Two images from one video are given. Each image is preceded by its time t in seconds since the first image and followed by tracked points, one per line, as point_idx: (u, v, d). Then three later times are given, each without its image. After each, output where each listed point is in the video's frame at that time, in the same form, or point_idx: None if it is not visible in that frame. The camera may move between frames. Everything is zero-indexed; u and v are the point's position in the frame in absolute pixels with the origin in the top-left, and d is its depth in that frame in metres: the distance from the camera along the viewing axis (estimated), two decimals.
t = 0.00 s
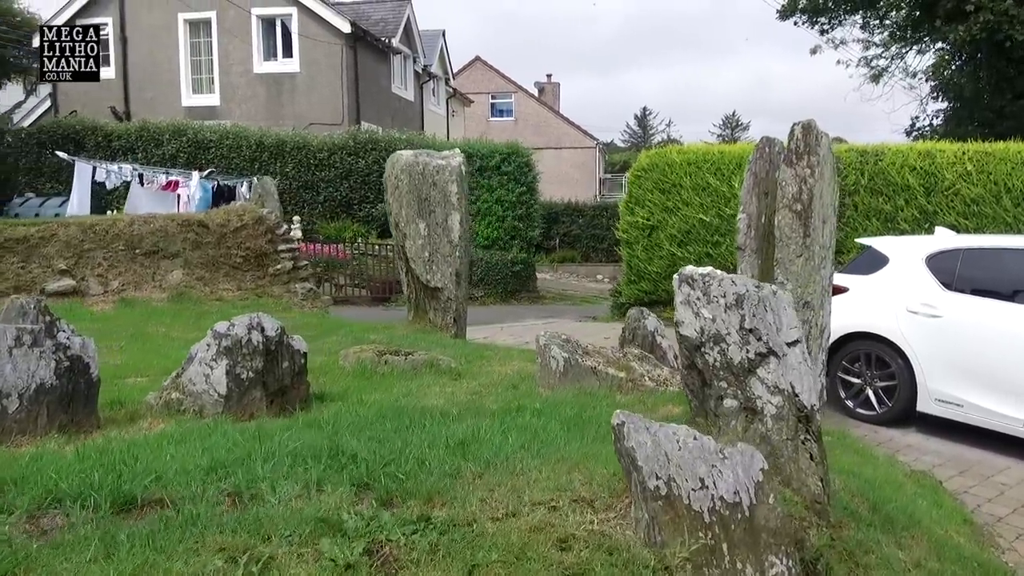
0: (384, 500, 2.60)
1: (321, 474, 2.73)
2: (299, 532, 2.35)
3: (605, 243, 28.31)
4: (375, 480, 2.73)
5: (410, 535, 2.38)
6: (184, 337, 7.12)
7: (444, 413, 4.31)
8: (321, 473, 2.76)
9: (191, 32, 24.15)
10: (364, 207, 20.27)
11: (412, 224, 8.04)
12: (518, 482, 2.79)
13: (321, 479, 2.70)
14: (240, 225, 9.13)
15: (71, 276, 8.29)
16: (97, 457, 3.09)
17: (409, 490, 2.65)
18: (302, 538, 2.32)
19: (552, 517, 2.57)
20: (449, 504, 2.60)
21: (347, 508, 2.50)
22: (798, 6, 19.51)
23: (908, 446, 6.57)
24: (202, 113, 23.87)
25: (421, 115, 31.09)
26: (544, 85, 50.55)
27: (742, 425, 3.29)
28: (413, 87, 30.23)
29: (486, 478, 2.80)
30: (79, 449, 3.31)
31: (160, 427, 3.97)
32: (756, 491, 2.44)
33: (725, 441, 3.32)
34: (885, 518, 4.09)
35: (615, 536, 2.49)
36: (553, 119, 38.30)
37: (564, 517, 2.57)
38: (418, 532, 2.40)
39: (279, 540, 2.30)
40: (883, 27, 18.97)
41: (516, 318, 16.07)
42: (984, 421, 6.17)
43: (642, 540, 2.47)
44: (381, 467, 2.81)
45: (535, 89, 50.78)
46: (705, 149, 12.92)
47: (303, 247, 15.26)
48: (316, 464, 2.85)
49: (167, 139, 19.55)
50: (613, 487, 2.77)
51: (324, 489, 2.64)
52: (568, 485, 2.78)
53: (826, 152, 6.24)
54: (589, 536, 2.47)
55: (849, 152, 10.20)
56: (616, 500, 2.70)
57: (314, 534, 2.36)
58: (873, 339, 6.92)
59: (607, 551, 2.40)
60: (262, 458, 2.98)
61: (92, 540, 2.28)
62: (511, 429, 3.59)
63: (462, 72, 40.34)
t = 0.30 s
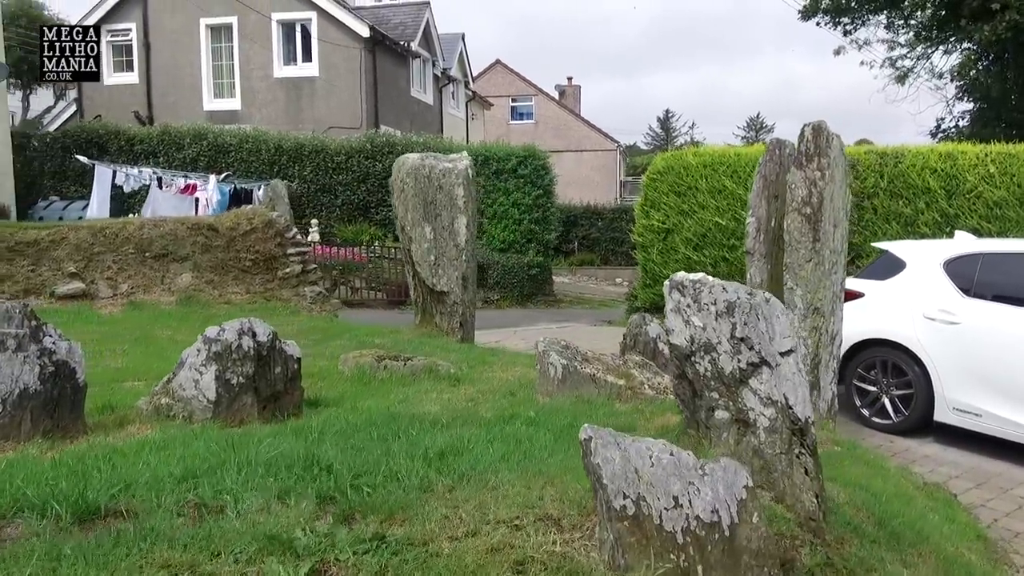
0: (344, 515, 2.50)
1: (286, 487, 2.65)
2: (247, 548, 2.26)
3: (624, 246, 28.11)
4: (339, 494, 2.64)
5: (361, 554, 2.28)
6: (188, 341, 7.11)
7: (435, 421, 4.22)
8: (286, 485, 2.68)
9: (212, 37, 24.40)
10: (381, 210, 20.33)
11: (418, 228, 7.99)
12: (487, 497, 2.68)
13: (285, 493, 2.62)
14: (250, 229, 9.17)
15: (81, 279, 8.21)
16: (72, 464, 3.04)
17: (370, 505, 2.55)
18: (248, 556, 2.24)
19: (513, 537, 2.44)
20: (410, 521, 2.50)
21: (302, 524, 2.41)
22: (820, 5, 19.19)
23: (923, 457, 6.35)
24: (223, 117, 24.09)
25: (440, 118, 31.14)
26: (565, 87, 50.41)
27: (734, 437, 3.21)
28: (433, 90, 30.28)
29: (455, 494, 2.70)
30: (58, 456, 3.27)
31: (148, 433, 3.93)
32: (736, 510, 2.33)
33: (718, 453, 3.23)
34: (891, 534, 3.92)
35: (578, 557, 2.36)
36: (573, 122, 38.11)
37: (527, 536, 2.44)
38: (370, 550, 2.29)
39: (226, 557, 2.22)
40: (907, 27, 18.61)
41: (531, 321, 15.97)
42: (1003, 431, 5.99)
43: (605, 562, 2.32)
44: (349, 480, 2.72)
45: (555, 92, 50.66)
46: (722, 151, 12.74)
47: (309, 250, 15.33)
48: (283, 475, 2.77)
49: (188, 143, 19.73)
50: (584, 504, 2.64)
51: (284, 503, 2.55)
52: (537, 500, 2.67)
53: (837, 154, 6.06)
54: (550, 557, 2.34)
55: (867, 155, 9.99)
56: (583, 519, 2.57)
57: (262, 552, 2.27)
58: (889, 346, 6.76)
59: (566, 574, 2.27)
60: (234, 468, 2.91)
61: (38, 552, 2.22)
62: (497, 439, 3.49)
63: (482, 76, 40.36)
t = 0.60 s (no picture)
0: (305, 526, 2.43)
1: (251, 495, 2.58)
2: (197, 560, 2.21)
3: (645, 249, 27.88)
4: (303, 504, 2.56)
5: (311, 568, 2.20)
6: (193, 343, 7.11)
7: (427, 427, 4.13)
8: (253, 492, 2.61)
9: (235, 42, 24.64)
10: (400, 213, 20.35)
11: (425, 230, 7.94)
12: (456, 510, 2.59)
13: (251, 502, 2.56)
14: (261, 231, 9.20)
15: (92, 281, 8.25)
16: (49, 468, 3.02)
17: (333, 516, 2.48)
18: (196, 568, 2.18)
19: (473, 553, 2.33)
20: (369, 533, 2.41)
21: (258, 535, 2.34)
22: (844, 5, 18.65)
23: (940, 467, 6.13)
24: (245, 121, 24.31)
25: (461, 121, 31.15)
26: (587, 90, 50.22)
27: (727, 447, 3.09)
28: (453, 93, 30.31)
29: (424, 505, 2.61)
30: (39, 459, 3.24)
31: (138, 436, 3.90)
32: (717, 526, 2.25)
33: (710, 464, 3.11)
34: (899, 549, 3.74)
35: (539, 575, 2.23)
36: (595, 124, 37.91)
37: (487, 552, 2.33)
38: (321, 564, 2.21)
39: (174, 569, 2.16)
40: (934, 26, 18.22)
41: (547, 325, 15.85)
42: None
43: None
44: (318, 489, 2.65)
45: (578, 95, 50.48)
46: (740, 153, 12.54)
47: (323, 254, 15.17)
48: (252, 483, 2.70)
49: (210, 146, 19.92)
50: (553, 518, 2.53)
51: (246, 513, 2.49)
52: (503, 514, 2.56)
53: (850, 154, 5.88)
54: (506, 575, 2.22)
55: (887, 156, 9.76)
56: (549, 535, 2.44)
57: (211, 563, 2.21)
58: (906, 352, 6.66)
59: None
60: (206, 474, 2.85)
61: None
62: (481, 446, 3.40)
63: (504, 79, 40.34)
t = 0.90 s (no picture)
0: (262, 540, 2.34)
1: (213, 505, 2.50)
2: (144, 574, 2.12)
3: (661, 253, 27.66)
4: (264, 516, 2.48)
5: None
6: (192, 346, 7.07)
7: (415, 434, 4.03)
8: (215, 502, 2.53)
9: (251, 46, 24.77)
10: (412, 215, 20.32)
11: (428, 232, 7.86)
12: (423, 524, 2.48)
13: (212, 512, 2.48)
14: (266, 233, 9.16)
15: (97, 283, 8.25)
16: (19, 474, 2.96)
17: (294, 529, 2.39)
18: None
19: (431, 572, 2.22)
20: (327, 549, 2.31)
21: (211, 550, 2.25)
22: (863, 5, 18.13)
23: (954, 476, 5.95)
24: (260, 124, 24.42)
25: (475, 124, 31.11)
26: (604, 92, 50.02)
27: (719, 457, 2.96)
28: (468, 96, 30.27)
29: (390, 518, 2.52)
30: (12, 464, 3.19)
31: (122, 441, 3.85)
32: (696, 543, 2.13)
33: (701, 475, 2.99)
34: (904, 564, 3.59)
35: None
36: (611, 127, 37.70)
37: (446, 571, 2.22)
38: None
39: None
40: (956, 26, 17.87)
41: (559, 328, 15.73)
42: None
43: None
44: (283, 501, 2.56)
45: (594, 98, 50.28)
46: (753, 154, 12.35)
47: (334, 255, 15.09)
48: (218, 492, 2.62)
49: (225, 150, 20.01)
50: (520, 534, 2.42)
51: (203, 524, 2.40)
52: (467, 529, 2.45)
53: (859, 155, 5.71)
54: None
55: (903, 157, 9.55)
56: (513, 552, 2.33)
57: None
58: (919, 358, 6.48)
59: None
60: (174, 483, 2.78)
61: None
62: (464, 454, 3.30)
63: (519, 81, 40.23)
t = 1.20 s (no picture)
0: (204, 562, 2.20)
1: (159, 522, 2.37)
2: None
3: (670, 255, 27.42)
4: (211, 535, 2.34)
5: None
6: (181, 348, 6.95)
7: (395, 442, 3.88)
8: (162, 519, 2.39)
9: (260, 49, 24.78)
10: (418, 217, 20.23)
11: (425, 234, 7.71)
12: (379, 546, 2.33)
13: (157, 529, 2.34)
14: (264, 235, 9.03)
15: (91, 285, 8.17)
16: None
17: (238, 552, 2.24)
18: None
19: None
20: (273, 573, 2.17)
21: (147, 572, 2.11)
22: (875, 5, 17.69)
23: (964, 487, 5.73)
24: (268, 127, 24.42)
25: (484, 126, 30.99)
26: (615, 95, 49.80)
27: (706, 471, 2.79)
28: (477, 98, 30.17)
29: (344, 539, 2.36)
30: None
31: (93, 448, 3.73)
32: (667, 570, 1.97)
33: (687, 491, 2.82)
34: None
35: None
36: (621, 130, 37.44)
37: None
38: None
39: None
40: (970, 26, 17.55)
41: (565, 331, 15.56)
42: None
43: None
44: (232, 518, 2.42)
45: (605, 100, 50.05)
46: (761, 155, 12.14)
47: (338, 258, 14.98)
48: (168, 507, 2.47)
49: (233, 152, 19.98)
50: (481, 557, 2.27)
51: (145, 543, 2.26)
52: (420, 553, 2.30)
53: (864, 153, 5.52)
54: None
55: (914, 158, 9.33)
56: None
57: None
58: (929, 363, 6.26)
59: None
60: (126, 495, 2.64)
61: None
62: (439, 466, 3.15)
63: (529, 85, 40.07)
